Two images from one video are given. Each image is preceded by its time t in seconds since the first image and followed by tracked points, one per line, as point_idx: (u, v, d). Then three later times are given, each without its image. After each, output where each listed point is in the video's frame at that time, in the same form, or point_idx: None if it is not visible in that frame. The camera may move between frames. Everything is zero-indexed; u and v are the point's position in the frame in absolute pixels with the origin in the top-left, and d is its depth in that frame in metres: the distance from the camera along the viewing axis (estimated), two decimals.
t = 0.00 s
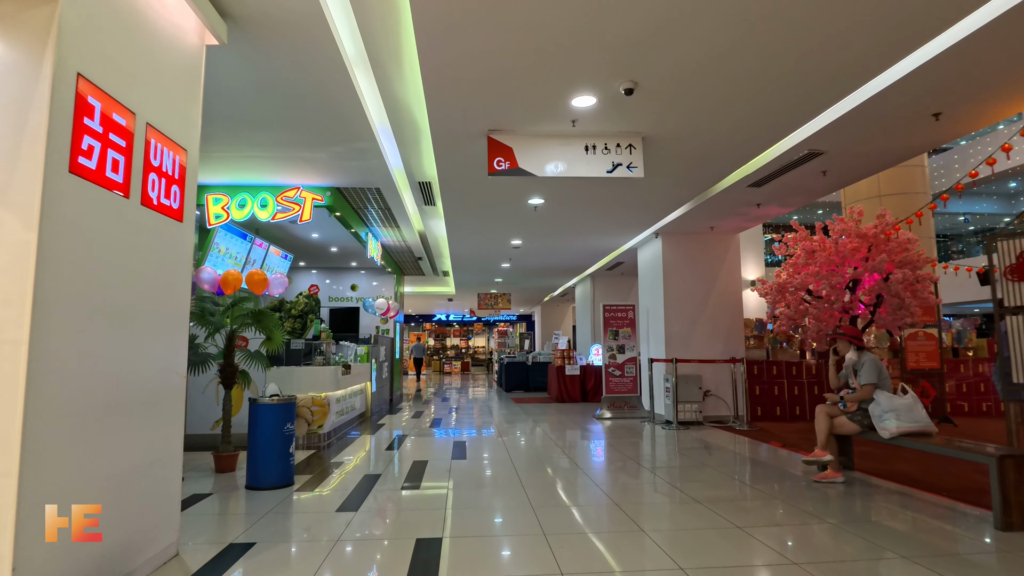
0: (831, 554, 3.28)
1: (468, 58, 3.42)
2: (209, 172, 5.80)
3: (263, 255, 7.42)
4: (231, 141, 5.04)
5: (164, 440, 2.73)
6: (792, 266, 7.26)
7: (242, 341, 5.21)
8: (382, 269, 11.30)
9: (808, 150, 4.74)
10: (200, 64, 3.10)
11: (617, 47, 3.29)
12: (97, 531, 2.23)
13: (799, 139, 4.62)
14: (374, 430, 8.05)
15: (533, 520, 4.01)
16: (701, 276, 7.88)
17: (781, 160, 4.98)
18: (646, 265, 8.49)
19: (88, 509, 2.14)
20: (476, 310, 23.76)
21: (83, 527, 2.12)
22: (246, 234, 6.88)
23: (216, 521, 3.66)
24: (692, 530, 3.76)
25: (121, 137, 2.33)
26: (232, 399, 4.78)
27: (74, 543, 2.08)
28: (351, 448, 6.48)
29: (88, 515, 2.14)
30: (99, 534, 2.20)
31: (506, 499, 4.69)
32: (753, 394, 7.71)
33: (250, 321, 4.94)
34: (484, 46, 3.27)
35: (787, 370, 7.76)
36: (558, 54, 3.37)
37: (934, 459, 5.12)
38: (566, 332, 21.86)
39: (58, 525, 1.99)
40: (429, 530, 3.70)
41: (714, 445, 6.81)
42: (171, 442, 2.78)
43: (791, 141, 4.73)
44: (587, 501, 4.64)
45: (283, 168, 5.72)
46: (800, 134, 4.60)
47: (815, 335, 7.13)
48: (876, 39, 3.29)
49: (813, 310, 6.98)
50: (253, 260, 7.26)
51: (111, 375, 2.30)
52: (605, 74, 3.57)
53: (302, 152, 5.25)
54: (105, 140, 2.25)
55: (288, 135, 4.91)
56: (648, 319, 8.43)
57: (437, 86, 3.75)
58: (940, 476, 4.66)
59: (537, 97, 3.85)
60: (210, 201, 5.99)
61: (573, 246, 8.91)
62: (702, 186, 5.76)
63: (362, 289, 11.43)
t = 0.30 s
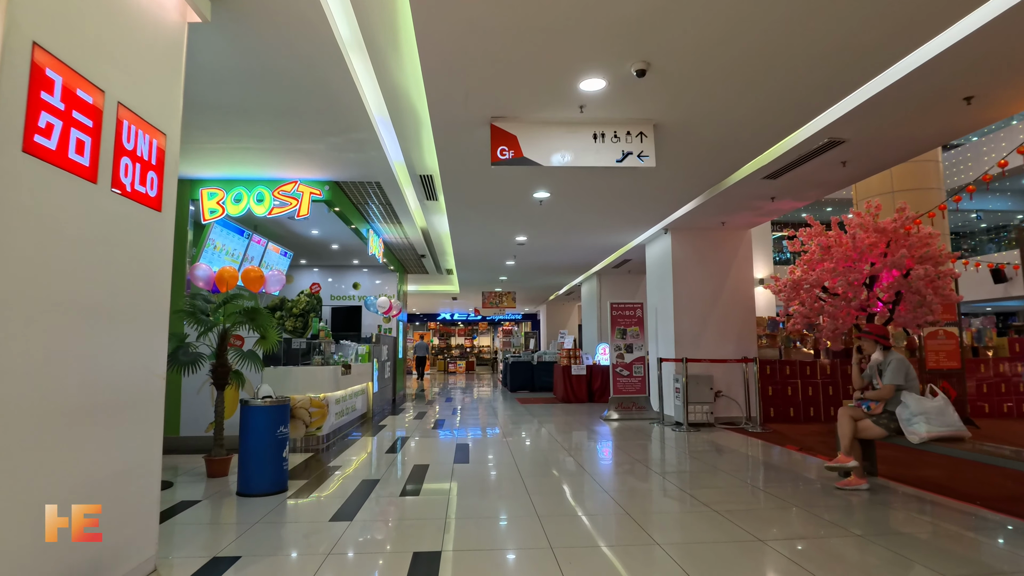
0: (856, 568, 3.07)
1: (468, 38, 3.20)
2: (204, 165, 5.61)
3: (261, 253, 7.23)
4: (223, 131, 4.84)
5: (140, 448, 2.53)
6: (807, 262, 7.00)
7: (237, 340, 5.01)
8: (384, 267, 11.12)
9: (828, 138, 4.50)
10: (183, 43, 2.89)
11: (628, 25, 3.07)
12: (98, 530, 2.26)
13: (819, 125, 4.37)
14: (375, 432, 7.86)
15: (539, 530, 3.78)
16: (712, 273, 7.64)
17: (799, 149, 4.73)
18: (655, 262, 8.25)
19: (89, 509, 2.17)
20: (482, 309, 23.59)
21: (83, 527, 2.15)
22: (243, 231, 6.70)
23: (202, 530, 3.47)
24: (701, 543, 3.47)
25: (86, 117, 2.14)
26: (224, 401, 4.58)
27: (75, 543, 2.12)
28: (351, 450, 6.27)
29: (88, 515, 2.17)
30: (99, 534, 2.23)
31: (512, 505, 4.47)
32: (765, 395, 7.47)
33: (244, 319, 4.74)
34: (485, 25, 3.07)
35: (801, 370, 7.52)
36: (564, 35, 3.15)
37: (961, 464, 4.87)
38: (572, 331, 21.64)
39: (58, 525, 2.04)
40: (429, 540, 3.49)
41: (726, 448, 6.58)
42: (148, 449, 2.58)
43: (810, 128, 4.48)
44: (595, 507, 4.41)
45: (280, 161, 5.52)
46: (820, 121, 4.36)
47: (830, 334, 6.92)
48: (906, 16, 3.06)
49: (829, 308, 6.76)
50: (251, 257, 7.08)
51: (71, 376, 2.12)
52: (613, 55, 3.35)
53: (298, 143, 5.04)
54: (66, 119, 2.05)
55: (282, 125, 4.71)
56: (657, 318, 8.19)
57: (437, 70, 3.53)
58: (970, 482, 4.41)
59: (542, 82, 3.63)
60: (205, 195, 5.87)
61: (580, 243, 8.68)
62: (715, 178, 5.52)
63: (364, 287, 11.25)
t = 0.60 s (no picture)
0: None
1: (469, 16, 2.98)
2: (197, 157, 5.41)
3: (259, 249, 7.03)
4: (216, 120, 4.63)
5: (112, 458, 2.32)
6: (823, 258, 6.75)
7: (231, 339, 4.79)
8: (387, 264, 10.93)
9: (851, 126, 4.26)
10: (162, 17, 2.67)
11: None
12: (98, 530, 2.20)
13: (843, 111, 4.12)
14: (377, 433, 7.66)
15: (546, 542, 3.55)
16: (723, 269, 7.39)
17: (820, 137, 4.48)
18: (665, 258, 8.00)
19: (87, 509, 2.12)
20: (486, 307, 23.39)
21: (82, 527, 2.10)
22: (240, 226, 6.50)
23: (189, 541, 3.26)
24: (720, 560, 3.21)
25: (43, 92, 1.93)
26: (215, 403, 4.37)
27: (74, 543, 2.07)
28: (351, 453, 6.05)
29: (87, 515, 2.12)
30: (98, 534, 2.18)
31: (517, 513, 4.24)
32: (779, 395, 7.23)
33: (236, 317, 4.50)
34: None
35: (816, 369, 7.27)
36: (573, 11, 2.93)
37: (992, 469, 4.62)
38: (578, 330, 21.42)
39: (58, 524, 1.98)
40: (430, 552, 3.27)
41: (740, 451, 6.34)
42: (121, 458, 2.37)
43: (833, 114, 4.23)
44: (605, 515, 4.18)
45: (276, 152, 5.31)
46: (844, 106, 4.10)
47: (847, 332, 6.67)
48: None
49: (846, 305, 6.53)
50: (249, 253, 6.88)
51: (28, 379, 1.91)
52: (626, 33, 3.13)
53: (293, 133, 4.83)
54: (21, 93, 1.84)
55: (276, 113, 4.49)
56: (667, 316, 7.95)
57: (436, 51, 3.31)
58: (1003, 490, 4.15)
59: (549, 64, 3.41)
60: (199, 189, 5.72)
61: (587, 239, 8.45)
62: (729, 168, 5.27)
63: (367, 285, 11.06)
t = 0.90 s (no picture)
0: None
1: None
2: (191, 149, 5.23)
3: (257, 246, 6.87)
4: (208, 109, 4.45)
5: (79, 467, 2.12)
6: (839, 254, 6.52)
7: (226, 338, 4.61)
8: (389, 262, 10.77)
9: (875, 112, 4.02)
10: None
11: None
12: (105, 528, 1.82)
13: (867, 97, 3.89)
14: (379, 433, 7.48)
15: (553, 552, 3.34)
16: (734, 266, 7.16)
17: (841, 125, 4.25)
18: (674, 255, 7.79)
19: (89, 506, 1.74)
20: (492, 306, 23.21)
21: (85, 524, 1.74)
22: (238, 222, 6.33)
23: (174, 551, 3.07)
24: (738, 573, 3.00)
25: None
26: (208, 405, 4.18)
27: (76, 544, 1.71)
28: (351, 455, 5.87)
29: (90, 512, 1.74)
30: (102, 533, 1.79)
31: (523, 518, 4.04)
32: (793, 396, 7.00)
33: (229, 314, 4.31)
34: None
35: (831, 369, 7.05)
36: None
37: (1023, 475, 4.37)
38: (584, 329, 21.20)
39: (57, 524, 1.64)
40: (429, 563, 3.08)
41: (752, 453, 6.11)
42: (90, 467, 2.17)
43: (856, 100, 3.99)
44: (614, 522, 3.97)
45: (271, 144, 5.12)
46: (868, 91, 3.87)
47: (864, 330, 6.45)
48: None
49: (863, 303, 6.32)
50: (247, 250, 6.72)
51: None
52: (638, 10, 2.90)
53: (289, 123, 4.64)
54: None
55: (270, 101, 4.30)
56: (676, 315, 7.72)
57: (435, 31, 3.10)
58: None
59: (555, 44, 3.19)
60: (194, 183, 5.54)
61: (593, 235, 8.24)
62: (743, 159, 5.05)
63: (369, 283, 10.90)
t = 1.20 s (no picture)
0: None
1: None
2: (184, 141, 5.04)
3: (254, 243, 6.68)
4: (199, 98, 4.25)
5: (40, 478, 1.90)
6: (857, 250, 6.25)
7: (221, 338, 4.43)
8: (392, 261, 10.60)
9: (902, 97, 3.79)
10: None
11: None
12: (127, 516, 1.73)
13: (894, 80, 3.65)
14: (380, 435, 7.29)
15: (559, 565, 3.13)
16: (747, 263, 6.93)
17: (865, 111, 4.02)
18: (683, 252, 7.56)
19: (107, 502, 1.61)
20: (496, 306, 23.02)
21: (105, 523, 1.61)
22: (235, 218, 6.15)
23: (156, 565, 2.87)
24: None
25: None
26: (198, 407, 3.98)
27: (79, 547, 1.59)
28: (351, 459, 5.66)
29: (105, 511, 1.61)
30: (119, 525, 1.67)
31: (530, 527, 3.83)
32: (808, 398, 6.76)
33: (220, 312, 4.12)
34: None
35: (847, 370, 6.81)
36: None
37: None
38: (589, 329, 20.98)
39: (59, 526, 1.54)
40: None
41: (767, 457, 5.88)
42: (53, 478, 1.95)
43: (882, 84, 3.76)
44: (624, 530, 3.76)
45: (266, 136, 4.92)
46: (896, 74, 3.64)
47: (882, 330, 6.19)
48: None
49: (883, 301, 6.01)
50: (244, 247, 6.54)
51: None
52: None
53: (284, 112, 4.44)
54: None
55: (263, 89, 4.10)
56: (686, 313, 7.49)
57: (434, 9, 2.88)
58: None
59: (564, 21, 2.96)
60: (188, 177, 5.38)
61: (600, 232, 8.03)
62: (759, 148, 4.82)
63: (372, 282, 10.73)
